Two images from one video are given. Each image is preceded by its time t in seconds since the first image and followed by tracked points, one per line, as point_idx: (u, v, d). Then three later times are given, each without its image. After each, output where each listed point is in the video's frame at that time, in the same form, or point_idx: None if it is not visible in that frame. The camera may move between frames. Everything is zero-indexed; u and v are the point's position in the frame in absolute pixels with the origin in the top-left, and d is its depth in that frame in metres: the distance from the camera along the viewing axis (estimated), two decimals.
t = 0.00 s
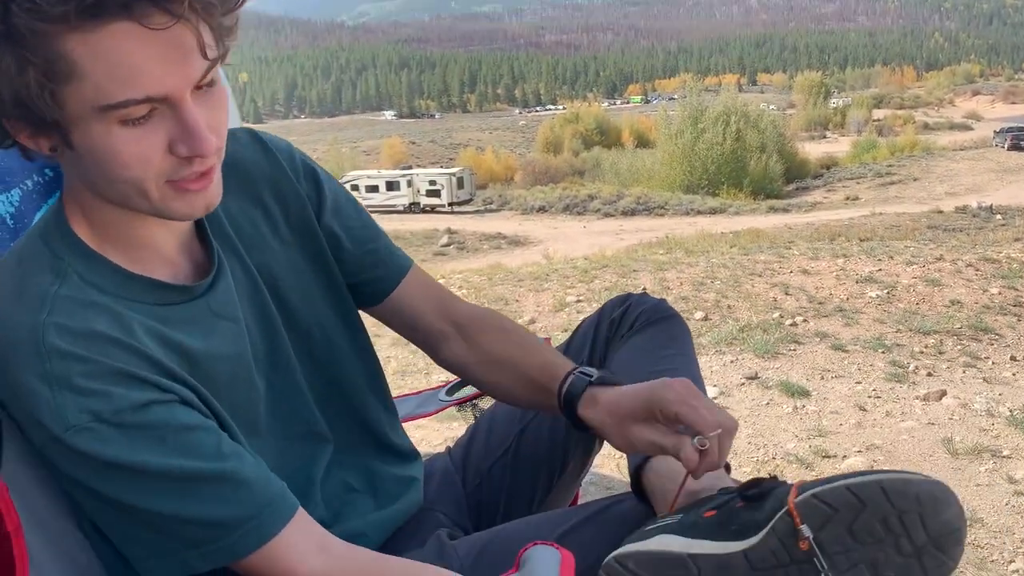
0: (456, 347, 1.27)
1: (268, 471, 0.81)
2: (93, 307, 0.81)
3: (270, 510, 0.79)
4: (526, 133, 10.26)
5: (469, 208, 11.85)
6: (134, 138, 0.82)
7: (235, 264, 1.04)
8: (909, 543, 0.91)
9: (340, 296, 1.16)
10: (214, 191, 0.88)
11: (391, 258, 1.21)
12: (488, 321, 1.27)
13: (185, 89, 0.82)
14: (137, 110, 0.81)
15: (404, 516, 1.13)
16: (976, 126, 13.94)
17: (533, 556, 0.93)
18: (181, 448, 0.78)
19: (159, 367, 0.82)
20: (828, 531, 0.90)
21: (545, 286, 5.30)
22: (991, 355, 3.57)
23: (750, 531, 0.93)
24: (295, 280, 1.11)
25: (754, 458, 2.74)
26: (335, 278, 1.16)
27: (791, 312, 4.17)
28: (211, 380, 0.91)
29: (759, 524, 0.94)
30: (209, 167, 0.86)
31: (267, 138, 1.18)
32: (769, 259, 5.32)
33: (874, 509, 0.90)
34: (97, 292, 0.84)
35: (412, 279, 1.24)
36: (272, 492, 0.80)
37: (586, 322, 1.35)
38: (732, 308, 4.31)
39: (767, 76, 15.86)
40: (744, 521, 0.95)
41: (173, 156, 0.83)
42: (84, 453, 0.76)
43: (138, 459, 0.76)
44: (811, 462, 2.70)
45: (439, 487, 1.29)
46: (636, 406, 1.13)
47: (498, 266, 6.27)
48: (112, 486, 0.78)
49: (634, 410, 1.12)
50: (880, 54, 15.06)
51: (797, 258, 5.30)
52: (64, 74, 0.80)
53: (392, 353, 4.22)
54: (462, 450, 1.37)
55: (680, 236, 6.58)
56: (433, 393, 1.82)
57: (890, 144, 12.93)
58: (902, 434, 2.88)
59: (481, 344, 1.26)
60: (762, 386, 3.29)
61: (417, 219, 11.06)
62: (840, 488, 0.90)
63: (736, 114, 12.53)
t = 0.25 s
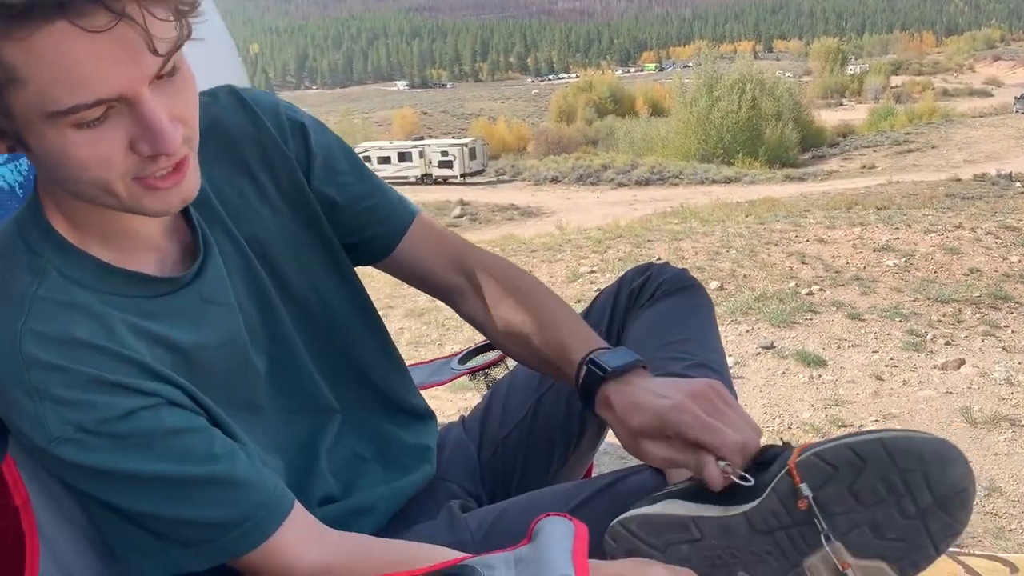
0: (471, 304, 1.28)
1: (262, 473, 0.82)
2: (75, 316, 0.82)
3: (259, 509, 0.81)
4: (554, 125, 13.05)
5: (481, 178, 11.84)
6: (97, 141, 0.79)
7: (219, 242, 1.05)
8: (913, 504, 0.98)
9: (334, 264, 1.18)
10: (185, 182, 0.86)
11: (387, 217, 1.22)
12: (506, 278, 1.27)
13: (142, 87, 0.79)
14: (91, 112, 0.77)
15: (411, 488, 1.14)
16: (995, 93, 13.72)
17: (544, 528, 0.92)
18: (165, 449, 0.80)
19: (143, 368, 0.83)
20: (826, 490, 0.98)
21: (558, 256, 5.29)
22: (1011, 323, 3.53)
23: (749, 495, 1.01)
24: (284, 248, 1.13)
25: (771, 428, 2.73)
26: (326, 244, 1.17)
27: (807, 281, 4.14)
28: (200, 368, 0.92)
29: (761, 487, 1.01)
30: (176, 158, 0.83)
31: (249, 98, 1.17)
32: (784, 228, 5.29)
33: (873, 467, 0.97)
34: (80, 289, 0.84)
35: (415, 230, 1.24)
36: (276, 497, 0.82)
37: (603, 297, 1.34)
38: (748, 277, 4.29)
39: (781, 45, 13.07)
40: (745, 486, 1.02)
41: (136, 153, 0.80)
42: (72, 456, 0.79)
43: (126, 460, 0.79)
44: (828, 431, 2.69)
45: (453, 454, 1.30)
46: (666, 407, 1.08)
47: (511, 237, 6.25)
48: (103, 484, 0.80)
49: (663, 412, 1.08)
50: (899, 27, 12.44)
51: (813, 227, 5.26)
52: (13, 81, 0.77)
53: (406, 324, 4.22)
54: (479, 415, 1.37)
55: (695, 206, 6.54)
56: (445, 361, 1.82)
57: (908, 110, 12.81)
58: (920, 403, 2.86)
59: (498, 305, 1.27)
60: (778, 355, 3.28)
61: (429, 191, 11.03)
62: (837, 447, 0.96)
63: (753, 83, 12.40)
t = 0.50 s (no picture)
0: (481, 278, 1.47)
1: (272, 451, 0.96)
2: (85, 311, 0.96)
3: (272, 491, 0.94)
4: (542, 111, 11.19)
5: (496, 150, 11.67)
6: (66, 145, 0.88)
7: (214, 219, 1.20)
8: (929, 486, 1.10)
9: (331, 231, 1.34)
10: (159, 175, 0.95)
11: (387, 186, 1.40)
12: (512, 257, 1.44)
13: (102, 87, 0.87)
14: (57, 121, 0.86)
15: (426, 462, 1.33)
16: None
17: (557, 501, 0.93)
18: (167, 437, 0.93)
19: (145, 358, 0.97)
20: (841, 472, 1.09)
21: (575, 229, 5.24)
22: None
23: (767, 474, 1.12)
24: (277, 214, 1.29)
25: (788, 399, 2.72)
26: (320, 212, 1.34)
27: (826, 252, 4.09)
28: (198, 345, 1.07)
29: (777, 465, 1.12)
30: (146, 152, 0.92)
31: (243, 67, 1.32)
32: (804, 199, 5.22)
33: (892, 448, 1.08)
34: (68, 277, 0.98)
35: (416, 197, 1.43)
36: (284, 476, 0.95)
37: (620, 263, 1.49)
38: (766, 248, 4.24)
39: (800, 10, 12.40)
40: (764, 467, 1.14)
41: (107, 153, 0.89)
42: (80, 446, 0.92)
43: (136, 447, 0.92)
44: (847, 403, 2.67)
45: (468, 426, 1.47)
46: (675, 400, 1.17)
47: (526, 209, 6.19)
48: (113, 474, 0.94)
49: (671, 403, 1.17)
50: None
51: (833, 197, 5.19)
52: None
53: (422, 297, 4.21)
54: (494, 387, 1.55)
55: (713, 176, 6.44)
56: (457, 334, 1.82)
57: (933, 77, 11.36)
58: (940, 373, 2.84)
59: (502, 278, 1.45)
60: (797, 327, 3.25)
61: (444, 163, 10.90)
62: (854, 427, 1.07)
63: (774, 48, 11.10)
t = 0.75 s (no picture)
0: (490, 264, 1.47)
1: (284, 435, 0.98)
2: (99, 296, 0.99)
3: (287, 472, 0.96)
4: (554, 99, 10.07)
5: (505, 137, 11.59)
6: (75, 139, 0.91)
7: (223, 207, 1.21)
8: (940, 465, 1.09)
9: (341, 218, 1.34)
10: (167, 167, 0.99)
11: (395, 173, 1.39)
12: (520, 242, 1.44)
13: (108, 80, 0.90)
14: (65, 114, 0.90)
15: (438, 448, 1.33)
16: None
17: (570, 485, 0.93)
18: (181, 419, 0.95)
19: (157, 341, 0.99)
20: (851, 454, 1.09)
21: (585, 215, 5.23)
22: None
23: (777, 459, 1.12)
24: (288, 204, 1.29)
25: (800, 385, 2.72)
26: (330, 199, 1.34)
27: (838, 237, 4.07)
28: (211, 331, 1.09)
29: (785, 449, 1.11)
30: (153, 144, 0.96)
31: (251, 54, 1.32)
32: (816, 184, 5.19)
33: (901, 429, 1.07)
34: (80, 265, 1.00)
35: (423, 182, 1.42)
36: (298, 458, 0.97)
37: (630, 247, 1.50)
38: (778, 234, 4.22)
39: None
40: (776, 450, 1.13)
41: (115, 145, 0.93)
42: (94, 430, 0.95)
43: (148, 430, 0.94)
44: (858, 388, 2.66)
45: (480, 413, 1.48)
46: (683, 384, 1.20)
47: (536, 196, 6.17)
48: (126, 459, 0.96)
49: (679, 388, 1.20)
50: None
51: (845, 182, 5.16)
52: None
53: (432, 284, 4.20)
54: (504, 374, 1.55)
55: (724, 162, 6.40)
56: (468, 320, 1.82)
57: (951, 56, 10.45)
58: (953, 359, 2.83)
59: (511, 264, 1.45)
60: (808, 312, 3.24)
61: (452, 150, 10.84)
62: (863, 408, 1.07)
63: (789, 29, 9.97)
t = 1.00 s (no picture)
0: (492, 253, 1.48)
1: (288, 434, 0.99)
2: (101, 290, 0.99)
3: (287, 471, 0.97)
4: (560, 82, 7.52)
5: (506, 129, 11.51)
6: (88, 125, 0.94)
7: (226, 198, 1.21)
8: (948, 455, 1.12)
9: (344, 210, 1.34)
10: (177, 154, 1.02)
11: (397, 164, 1.40)
12: (523, 232, 1.45)
13: (123, 67, 0.93)
14: (80, 101, 0.92)
15: (441, 441, 1.33)
16: None
17: (573, 476, 0.94)
18: (184, 416, 0.95)
19: (159, 336, 0.99)
20: (859, 444, 1.11)
21: (587, 208, 5.22)
22: None
23: (783, 449, 1.14)
24: (292, 195, 1.29)
25: (803, 377, 2.72)
26: (333, 190, 1.34)
27: (841, 230, 4.06)
28: (214, 324, 1.09)
29: (792, 441, 1.14)
30: (165, 131, 0.98)
31: (253, 45, 1.32)
32: (819, 176, 5.18)
33: (911, 419, 1.10)
34: (83, 255, 1.01)
35: (427, 174, 1.42)
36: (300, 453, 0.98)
37: (631, 238, 1.50)
38: (781, 226, 4.21)
39: None
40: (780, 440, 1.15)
41: (128, 132, 0.96)
42: (96, 424, 0.95)
43: (148, 424, 0.95)
44: (861, 380, 2.67)
45: (483, 405, 1.48)
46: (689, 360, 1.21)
47: (539, 188, 6.15)
48: (128, 453, 0.97)
49: (686, 364, 1.21)
50: None
51: (848, 174, 5.15)
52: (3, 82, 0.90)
53: (435, 278, 4.19)
54: (506, 367, 1.55)
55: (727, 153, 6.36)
56: (471, 313, 1.82)
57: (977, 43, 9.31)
58: (957, 351, 2.82)
59: (514, 253, 1.45)
60: (811, 304, 3.24)
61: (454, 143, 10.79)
62: (872, 399, 1.09)
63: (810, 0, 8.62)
